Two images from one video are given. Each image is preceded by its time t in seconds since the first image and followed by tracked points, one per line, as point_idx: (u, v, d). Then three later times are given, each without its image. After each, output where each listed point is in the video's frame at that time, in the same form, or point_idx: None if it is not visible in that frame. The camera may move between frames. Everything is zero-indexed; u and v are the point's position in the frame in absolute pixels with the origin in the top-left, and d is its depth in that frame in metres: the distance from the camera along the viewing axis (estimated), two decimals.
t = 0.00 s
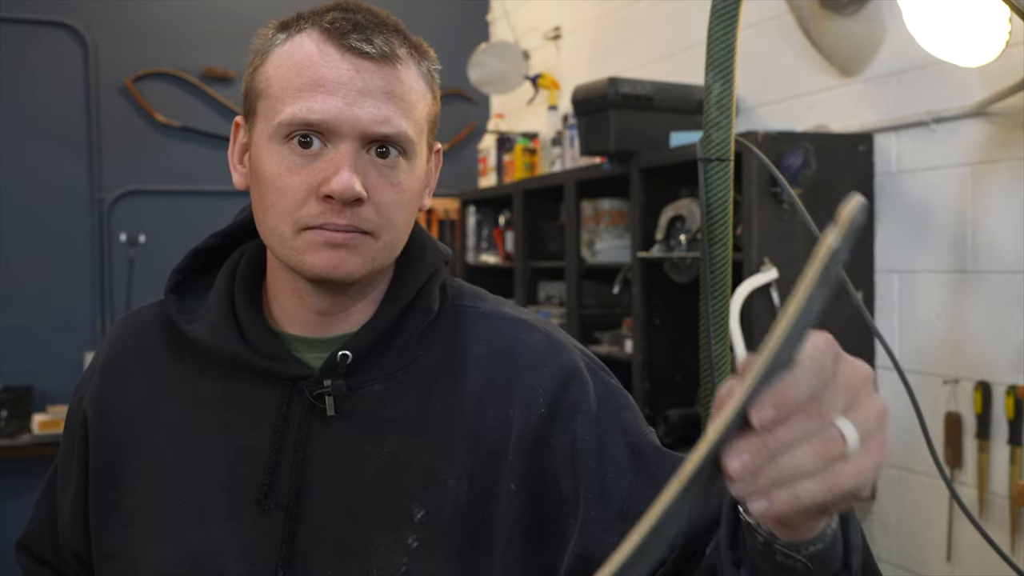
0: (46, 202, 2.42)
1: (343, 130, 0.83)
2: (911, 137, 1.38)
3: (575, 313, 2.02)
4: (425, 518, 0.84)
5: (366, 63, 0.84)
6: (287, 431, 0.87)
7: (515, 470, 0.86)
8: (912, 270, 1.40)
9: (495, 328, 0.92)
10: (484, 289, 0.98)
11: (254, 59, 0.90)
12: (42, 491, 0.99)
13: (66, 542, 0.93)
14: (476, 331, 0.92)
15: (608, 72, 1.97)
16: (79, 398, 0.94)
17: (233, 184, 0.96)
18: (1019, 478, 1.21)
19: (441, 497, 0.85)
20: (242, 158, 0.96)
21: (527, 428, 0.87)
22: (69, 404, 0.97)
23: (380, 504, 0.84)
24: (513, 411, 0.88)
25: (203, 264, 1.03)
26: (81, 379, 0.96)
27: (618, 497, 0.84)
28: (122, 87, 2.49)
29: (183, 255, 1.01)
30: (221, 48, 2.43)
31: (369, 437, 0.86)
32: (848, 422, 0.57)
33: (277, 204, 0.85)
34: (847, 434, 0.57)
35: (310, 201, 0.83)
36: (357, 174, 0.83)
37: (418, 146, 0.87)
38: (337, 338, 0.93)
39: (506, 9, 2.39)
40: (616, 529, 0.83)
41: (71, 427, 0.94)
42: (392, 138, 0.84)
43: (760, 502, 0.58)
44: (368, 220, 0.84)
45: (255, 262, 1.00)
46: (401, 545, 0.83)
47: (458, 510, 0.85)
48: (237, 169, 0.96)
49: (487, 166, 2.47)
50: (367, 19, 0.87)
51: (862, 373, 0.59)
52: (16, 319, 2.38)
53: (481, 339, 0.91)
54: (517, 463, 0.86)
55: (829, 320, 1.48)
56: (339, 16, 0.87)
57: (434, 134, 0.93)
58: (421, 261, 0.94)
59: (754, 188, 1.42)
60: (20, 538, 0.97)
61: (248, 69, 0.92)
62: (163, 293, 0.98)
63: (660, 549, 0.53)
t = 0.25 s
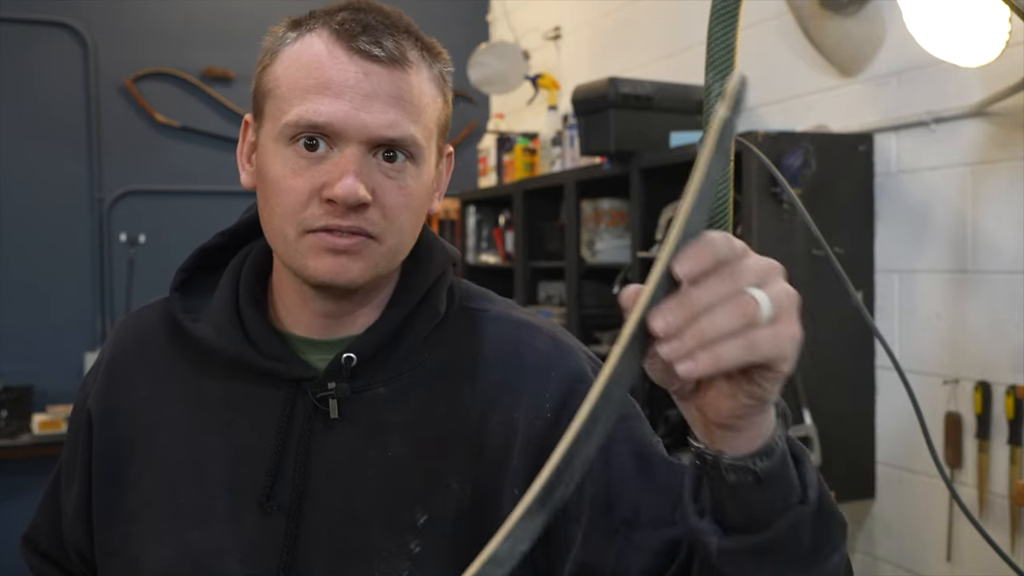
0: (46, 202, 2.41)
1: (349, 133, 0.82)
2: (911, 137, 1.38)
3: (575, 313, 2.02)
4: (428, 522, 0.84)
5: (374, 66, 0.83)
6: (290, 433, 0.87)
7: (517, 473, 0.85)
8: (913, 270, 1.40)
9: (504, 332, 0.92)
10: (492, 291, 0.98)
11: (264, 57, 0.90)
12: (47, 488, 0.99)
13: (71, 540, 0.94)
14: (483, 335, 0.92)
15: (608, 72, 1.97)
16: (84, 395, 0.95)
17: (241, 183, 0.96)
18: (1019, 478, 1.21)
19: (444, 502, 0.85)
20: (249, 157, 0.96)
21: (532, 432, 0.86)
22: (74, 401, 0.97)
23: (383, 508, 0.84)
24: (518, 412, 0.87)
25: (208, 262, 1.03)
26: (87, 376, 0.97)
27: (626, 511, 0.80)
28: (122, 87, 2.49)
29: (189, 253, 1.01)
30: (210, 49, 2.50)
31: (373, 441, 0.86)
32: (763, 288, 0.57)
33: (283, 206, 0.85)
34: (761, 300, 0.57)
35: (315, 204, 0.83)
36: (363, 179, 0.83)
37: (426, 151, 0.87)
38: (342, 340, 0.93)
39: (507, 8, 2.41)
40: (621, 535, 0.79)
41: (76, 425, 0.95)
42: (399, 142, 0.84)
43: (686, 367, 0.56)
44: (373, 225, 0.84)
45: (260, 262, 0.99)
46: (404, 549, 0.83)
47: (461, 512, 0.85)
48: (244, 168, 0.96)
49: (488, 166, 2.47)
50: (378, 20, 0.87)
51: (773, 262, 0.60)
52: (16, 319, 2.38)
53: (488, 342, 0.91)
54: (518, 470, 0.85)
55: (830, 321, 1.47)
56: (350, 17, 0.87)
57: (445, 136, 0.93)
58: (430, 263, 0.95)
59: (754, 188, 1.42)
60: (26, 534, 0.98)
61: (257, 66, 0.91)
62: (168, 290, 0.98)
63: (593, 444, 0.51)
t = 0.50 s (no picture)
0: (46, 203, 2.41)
1: (359, 142, 0.82)
2: (910, 137, 1.38)
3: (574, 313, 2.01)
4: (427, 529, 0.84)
5: (387, 74, 0.82)
6: (289, 439, 0.87)
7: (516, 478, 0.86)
8: (913, 270, 1.40)
9: (508, 337, 0.92)
10: (492, 293, 0.98)
11: (273, 56, 0.89)
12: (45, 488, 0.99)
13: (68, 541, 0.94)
14: (485, 340, 0.92)
15: (608, 72, 1.97)
16: (81, 396, 0.95)
17: (243, 183, 0.96)
18: (1019, 478, 1.21)
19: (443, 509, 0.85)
20: (253, 156, 0.95)
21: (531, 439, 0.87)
22: (72, 401, 0.97)
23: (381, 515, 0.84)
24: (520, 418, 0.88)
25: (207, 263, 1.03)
26: (85, 377, 0.97)
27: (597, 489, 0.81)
28: (122, 87, 2.48)
29: (187, 254, 1.01)
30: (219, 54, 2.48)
31: (372, 447, 0.86)
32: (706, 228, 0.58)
33: (289, 212, 0.85)
34: (702, 242, 0.58)
35: (322, 213, 0.83)
36: (372, 189, 0.83)
37: (435, 161, 0.87)
38: (343, 344, 0.93)
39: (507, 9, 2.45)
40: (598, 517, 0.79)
41: (73, 426, 0.95)
42: (409, 152, 0.84)
43: (630, 293, 0.57)
44: (379, 235, 0.84)
45: (258, 263, 0.99)
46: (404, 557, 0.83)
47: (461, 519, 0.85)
48: (247, 168, 0.96)
49: (487, 166, 2.47)
50: (392, 26, 0.86)
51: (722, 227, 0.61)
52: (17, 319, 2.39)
53: (490, 348, 0.91)
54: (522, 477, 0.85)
55: (829, 320, 1.48)
56: (363, 22, 0.86)
57: (454, 143, 0.93)
58: (432, 268, 0.94)
59: (754, 188, 1.42)
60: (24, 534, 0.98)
61: (266, 66, 0.91)
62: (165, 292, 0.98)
63: (564, 375, 0.52)
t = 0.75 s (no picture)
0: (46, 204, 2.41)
1: (365, 148, 0.81)
2: (911, 137, 1.39)
3: (574, 313, 2.01)
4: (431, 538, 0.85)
5: (395, 81, 0.82)
6: (292, 445, 0.87)
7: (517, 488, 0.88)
8: (913, 270, 1.40)
9: (512, 342, 0.92)
10: (495, 297, 0.98)
11: (283, 57, 0.89)
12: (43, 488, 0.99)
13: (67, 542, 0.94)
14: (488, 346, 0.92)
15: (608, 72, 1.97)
16: (79, 397, 0.95)
17: (248, 181, 0.97)
18: (1019, 478, 1.21)
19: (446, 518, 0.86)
20: (258, 156, 0.96)
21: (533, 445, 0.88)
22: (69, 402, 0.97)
23: (385, 522, 0.85)
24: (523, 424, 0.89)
25: (207, 263, 1.03)
26: (82, 377, 0.96)
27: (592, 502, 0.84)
28: (121, 88, 2.39)
29: (187, 255, 1.00)
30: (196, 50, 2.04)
31: (375, 453, 0.86)
32: (723, 273, 0.66)
33: (291, 216, 0.85)
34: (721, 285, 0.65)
35: (325, 218, 0.83)
36: (375, 197, 0.82)
37: (439, 169, 0.87)
38: (346, 348, 0.93)
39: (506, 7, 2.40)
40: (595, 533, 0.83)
41: (71, 427, 0.94)
42: (414, 160, 0.83)
43: (651, 334, 0.61)
44: (381, 244, 0.84)
45: (258, 265, 0.99)
46: (407, 564, 0.84)
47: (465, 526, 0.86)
48: (252, 167, 0.96)
49: (487, 166, 2.47)
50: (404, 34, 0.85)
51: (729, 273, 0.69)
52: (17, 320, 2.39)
53: (493, 353, 0.92)
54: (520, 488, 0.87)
55: (829, 320, 1.48)
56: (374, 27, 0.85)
57: (459, 150, 0.93)
58: (435, 272, 0.95)
59: (754, 188, 1.42)
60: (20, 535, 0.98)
61: (274, 66, 0.91)
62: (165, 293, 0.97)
63: (588, 424, 0.55)
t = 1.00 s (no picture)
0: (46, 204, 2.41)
1: (360, 147, 0.81)
2: (911, 137, 1.41)
3: (575, 313, 2.01)
4: (427, 538, 0.85)
5: (393, 81, 0.81)
6: (290, 444, 0.87)
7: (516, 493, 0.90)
8: (913, 270, 1.42)
9: (513, 345, 0.93)
10: (496, 299, 0.99)
11: (287, 54, 0.89)
12: (43, 486, 1.00)
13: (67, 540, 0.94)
14: (490, 348, 0.93)
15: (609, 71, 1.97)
16: (78, 396, 0.95)
17: (250, 179, 0.97)
18: (1019, 478, 1.21)
19: (445, 519, 0.86)
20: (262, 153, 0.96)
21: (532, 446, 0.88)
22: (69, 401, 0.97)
23: (383, 520, 0.85)
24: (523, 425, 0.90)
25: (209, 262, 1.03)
26: (82, 376, 0.97)
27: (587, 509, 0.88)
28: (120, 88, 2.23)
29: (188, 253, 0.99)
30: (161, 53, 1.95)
31: (373, 452, 0.86)
32: (702, 279, 0.72)
33: (289, 213, 0.85)
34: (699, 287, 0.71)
35: (320, 216, 0.83)
36: (369, 195, 0.81)
37: (437, 170, 0.86)
38: (346, 348, 0.94)
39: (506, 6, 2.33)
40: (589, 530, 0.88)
41: (71, 426, 0.95)
42: (411, 161, 0.83)
43: (633, 337, 0.68)
44: (375, 242, 0.84)
45: (258, 264, 0.99)
46: (404, 565, 0.84)
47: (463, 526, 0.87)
48: (255, 163, 0.97)
49: (488, 166, 2.48)
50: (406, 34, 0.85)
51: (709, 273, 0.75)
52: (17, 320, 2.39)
53: (495, 356, 0.92)
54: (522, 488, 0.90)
55: (829, 320, 1.49)
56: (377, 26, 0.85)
57: (460, 151, 0.93)
58: (436, 272, 0.95)
59: (754, 188, 1.42)
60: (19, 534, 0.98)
61: (279, 64, 0.91)
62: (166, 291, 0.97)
63: (565, 429, 0.63)
